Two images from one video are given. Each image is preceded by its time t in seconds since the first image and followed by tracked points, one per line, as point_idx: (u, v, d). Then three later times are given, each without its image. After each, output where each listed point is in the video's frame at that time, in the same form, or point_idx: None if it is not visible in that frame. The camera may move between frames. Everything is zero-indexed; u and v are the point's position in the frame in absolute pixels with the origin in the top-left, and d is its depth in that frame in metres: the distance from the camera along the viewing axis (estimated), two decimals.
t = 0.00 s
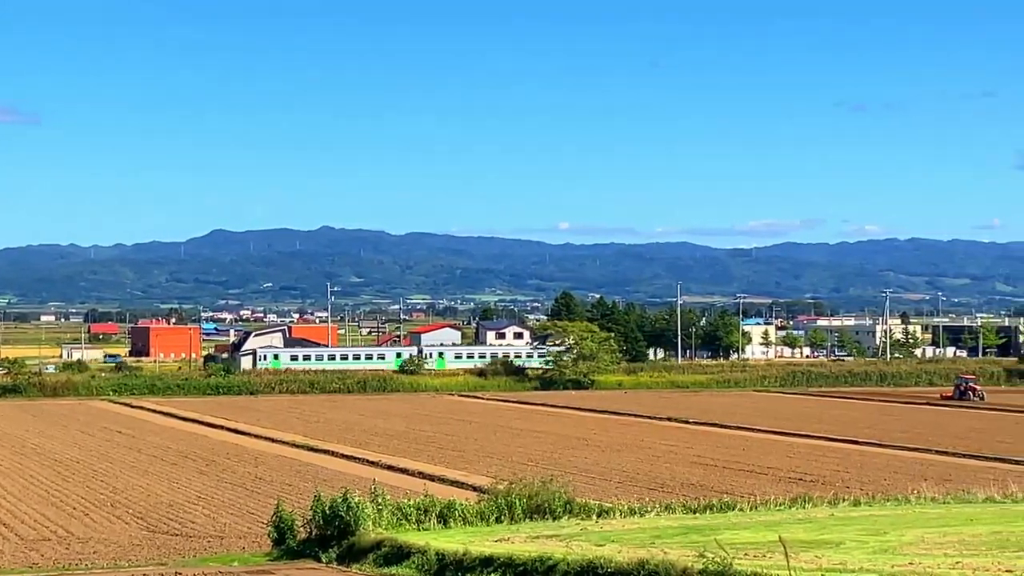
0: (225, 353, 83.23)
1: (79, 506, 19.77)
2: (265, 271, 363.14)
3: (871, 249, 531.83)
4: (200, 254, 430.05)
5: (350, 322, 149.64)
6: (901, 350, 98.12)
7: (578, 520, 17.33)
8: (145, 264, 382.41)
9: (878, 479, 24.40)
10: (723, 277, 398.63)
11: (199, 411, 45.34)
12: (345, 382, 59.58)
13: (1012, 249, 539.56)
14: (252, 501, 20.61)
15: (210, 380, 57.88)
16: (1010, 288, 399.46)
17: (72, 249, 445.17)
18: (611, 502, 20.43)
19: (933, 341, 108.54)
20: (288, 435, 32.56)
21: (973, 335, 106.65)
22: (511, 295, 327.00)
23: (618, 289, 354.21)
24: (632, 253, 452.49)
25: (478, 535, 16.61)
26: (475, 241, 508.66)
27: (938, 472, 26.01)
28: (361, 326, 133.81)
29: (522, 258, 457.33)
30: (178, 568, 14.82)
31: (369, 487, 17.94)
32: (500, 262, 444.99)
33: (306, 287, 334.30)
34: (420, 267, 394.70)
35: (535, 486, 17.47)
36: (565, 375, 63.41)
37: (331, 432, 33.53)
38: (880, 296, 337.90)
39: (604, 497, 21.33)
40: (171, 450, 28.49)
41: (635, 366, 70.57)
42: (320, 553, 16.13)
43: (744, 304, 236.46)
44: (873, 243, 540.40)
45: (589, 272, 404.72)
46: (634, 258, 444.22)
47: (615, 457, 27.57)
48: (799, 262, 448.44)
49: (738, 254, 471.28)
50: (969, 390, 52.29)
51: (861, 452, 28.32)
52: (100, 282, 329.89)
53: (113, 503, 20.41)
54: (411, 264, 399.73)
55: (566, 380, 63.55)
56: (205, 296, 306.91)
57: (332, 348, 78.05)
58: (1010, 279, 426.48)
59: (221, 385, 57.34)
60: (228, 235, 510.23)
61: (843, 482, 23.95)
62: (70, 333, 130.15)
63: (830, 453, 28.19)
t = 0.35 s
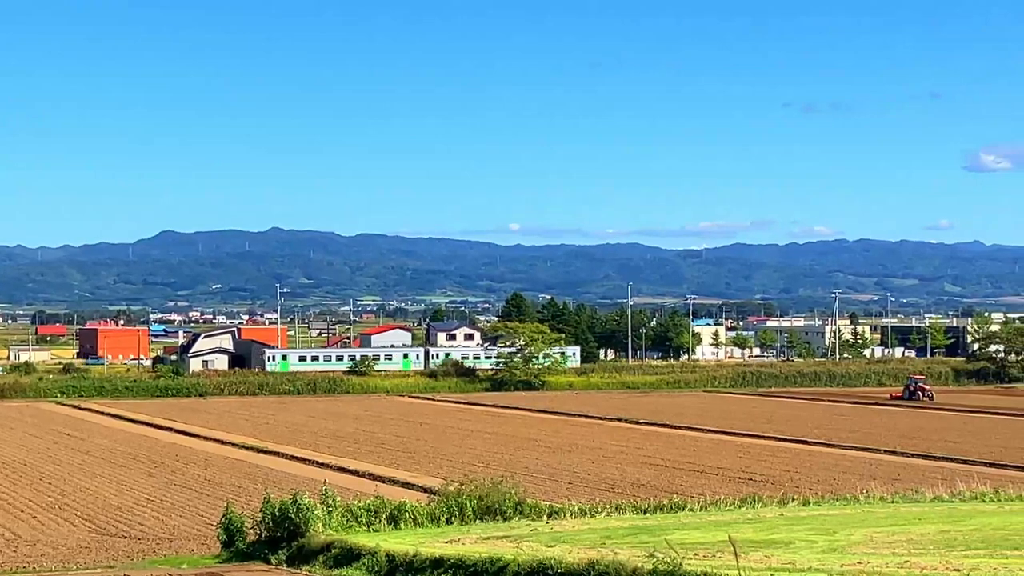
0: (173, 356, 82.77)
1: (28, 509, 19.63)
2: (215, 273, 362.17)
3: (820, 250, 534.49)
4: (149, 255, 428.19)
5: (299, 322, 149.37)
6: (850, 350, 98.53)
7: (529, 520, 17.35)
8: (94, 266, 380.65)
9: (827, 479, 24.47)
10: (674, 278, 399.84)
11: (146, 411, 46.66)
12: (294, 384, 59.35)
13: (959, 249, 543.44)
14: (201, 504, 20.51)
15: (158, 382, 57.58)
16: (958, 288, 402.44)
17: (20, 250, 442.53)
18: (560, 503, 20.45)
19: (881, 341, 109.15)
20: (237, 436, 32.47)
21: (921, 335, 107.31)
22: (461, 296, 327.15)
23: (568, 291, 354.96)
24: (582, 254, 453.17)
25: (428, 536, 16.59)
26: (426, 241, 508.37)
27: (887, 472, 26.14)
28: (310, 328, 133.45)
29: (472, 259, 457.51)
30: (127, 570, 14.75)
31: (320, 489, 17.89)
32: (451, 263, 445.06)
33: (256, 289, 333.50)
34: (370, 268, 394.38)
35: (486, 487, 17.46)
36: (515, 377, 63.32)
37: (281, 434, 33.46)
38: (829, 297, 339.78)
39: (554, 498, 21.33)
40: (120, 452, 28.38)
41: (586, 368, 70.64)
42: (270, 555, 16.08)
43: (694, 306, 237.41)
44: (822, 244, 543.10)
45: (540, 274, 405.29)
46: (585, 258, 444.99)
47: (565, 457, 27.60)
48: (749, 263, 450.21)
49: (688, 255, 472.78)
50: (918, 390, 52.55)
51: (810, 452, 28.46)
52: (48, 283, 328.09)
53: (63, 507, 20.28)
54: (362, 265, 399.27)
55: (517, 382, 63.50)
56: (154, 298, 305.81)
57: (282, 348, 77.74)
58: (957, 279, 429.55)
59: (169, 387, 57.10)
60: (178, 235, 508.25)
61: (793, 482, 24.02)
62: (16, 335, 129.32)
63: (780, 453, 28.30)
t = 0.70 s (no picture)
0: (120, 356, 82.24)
1: None
2: (162, 274, 360.71)
3: (768, 252, 536.90)
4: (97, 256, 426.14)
5: (249, 325, 149.19)
6: (799, 351, 98.99)
7: (477, 521, 17.34)
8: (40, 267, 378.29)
9: (775, 479, 24.55)
10: (623, 279, 400.85)
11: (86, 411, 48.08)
12: (244, 385, 59.17)
13: (907, 250, 547.14)
14: (148, 506, 20.41)
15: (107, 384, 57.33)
16: (905, 289, 405.18)
17: None
18: (510, 503, 20.46)
19: (830, 342, 109.74)
20: (186, 439, 32.38)
21: (869, 336, 107.96)
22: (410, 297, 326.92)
23: (518, 291, 355.32)
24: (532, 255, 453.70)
25: (379, 539, 16.58)
26: (376, 242, 508.01)
27: (836, 472, 26.23)
28: (259, 330, 133.24)
29: (422, 260, 457.30)
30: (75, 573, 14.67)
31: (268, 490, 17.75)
32: (400, 264, 444.80)
33: (203, 290, 332.39)
34: (319, 270, 393.53)
35: (435, 490, 17.47)
36: (465, 377, 63.62)
37: (231, 435, 33.38)
38: (778, 297, 341.55)
39: (503, 499, 21.30)
40: (68, 455, 28.19)
41: (534, 369, 70.74)
42: (218, 556, 15.95)
43: (644, 307, 238.22)
44: (771, 244, 545.46)
45: (489, 274, 405.50)
46: (535, 259, 445.45)
47: (514, 457, 27.62)
48: (698, 264, 451.74)
49: (638, 256, 473.90)
50: (867, 390, 52.84)
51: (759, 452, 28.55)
52: None
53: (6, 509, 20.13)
54: (311, 266, 398.58)
55: (466, 382, 63.93)
56: (102, 299, 304.47)
57: (229, 348, 77.35)
58: (905, 280, 432.21)
59: (117, 389, 56.91)
60: (127, 236, 506.21)
61: (742, 482, 24.10)
62: None
63: (730, 453, 28.40)
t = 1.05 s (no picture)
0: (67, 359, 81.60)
1: None
2: (109, 276, 358.70)
3: (717, 253, 538.88)
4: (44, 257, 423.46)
5: (197, 328, 148.41)
6: (748, 352, 99.43)
7: (426, 522, 17.33)
8: None
9: (725, 479, 24.66)
10: (573, 280, 401.69)
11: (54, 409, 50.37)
12: (192, 387, 58.89)
13: (854, 251, 550.30)
14: (97, 509, 20.31)
15: (53, 386, 56.98)
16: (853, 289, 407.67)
17: None
18: (459, 505, 20.48)
19: (778, 343, 110.20)
20: (133, 441, 32.18)
21: (817, 337, 108.56)
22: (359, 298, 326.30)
23: (468, 292, 355.25)
24: (482, 257, 453.90)
25: (329, 541, 16.55)
26: (325, 243, 507.23)
27: (784, 473, 26.33)
28: (206, 332, 132.74)
29: (372, 261, 456.63)
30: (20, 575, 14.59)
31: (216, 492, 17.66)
32: (350, 266, 443.97)
33: (151, 291, 330.73)
34: (268, 271, 392.22)
35: (384, 491, 17.45)
36: (416, 379, 63.52)
37: (179, 438, 33.23)
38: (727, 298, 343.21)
39: (452, 500, 21.32)
40: (15, 457, 28.05)
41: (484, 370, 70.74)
42: (166, 559, 15.88)
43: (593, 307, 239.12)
44: (719, 246, 547.31)
45: (439, 276, 405.31)
46: (485, 260, 445.51)
47: (463, 459, 27.59)
48: (647, 265, 452.92)
49: (587, 257, 474.55)
50: (817, 391, 53.10)
51: (708, 453, 28.67)
52: None
53: None
54: (260, 267, 397.40)
55: (416, 384, 63.79)
56: (48, 301, 302.48)
57: (178, 350, 77.07)
58: (853, 282, 434.69)
59: (64, 392, 56.58)
60: (74, 238, 503.33)
61: (692, 482, 24.20)
62: None
63: (678, 454, 28.49)
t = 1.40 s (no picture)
0: (13, 361, 81.06)
1: None
2: (55, 278, 356.45)
3: (665, 254, 540.31)
4: None
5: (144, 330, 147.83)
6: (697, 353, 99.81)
7: (374, 524, 17.33)
8: None
9: (673, 480, 24.76)
10: (522, 282, 402.24)
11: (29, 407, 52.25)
12: (139, 389, 58.67)
13: (802, 253, 552.87)
14: (43, 512, 20.21)
15: None
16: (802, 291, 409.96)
17: None
18: (408, 507, 20.49)
19: (726, 344, 110.64)
20: (80, 444, 32.03)
21: (765, 338, 109.02)
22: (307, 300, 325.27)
23: (416, 294, 354.97)
24: (431, 258, 453.68)
25: (276, 543, 16.52)
26: (274, 245, 505.90)
27: (732, 473, 26.45)
28: (156, 335, 132.03)
29: (320, 263, 455.72)
30: None
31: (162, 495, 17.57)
32: (298, 267, 442.93)
33: (97, 293, 328.72)
34: (216, 273, 390.60)
35: (333, 493, 17.43)
36: (364, 381, 63.52)
37: (125, 440, 33.06)
38: (676, 300, 344.45)
39: (401, 501, 21.33)
40: None
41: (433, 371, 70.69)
42: (113, 561, 15.74)
43: (542, 308, 239.78)
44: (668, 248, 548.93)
45: (388, 277, 404.96)
46: (434, 262, 445.30)
47: (412, 460, 27.57)
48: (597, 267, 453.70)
49: (537, 259, 474.79)
50: (766, 392, 53.29)
51: (656, 454, 28.77)
52: None
53: None
54: (207, 269, 396.10)
55: (365, 386, 63.78)
56: None
57: (124, 352, 76.90)
58: (801, 283, 436.97)
59: (11, 394, 56.21)
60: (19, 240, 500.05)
61: (639, 483, 24.24)
62: None
63: (627, 455, 28.57)
